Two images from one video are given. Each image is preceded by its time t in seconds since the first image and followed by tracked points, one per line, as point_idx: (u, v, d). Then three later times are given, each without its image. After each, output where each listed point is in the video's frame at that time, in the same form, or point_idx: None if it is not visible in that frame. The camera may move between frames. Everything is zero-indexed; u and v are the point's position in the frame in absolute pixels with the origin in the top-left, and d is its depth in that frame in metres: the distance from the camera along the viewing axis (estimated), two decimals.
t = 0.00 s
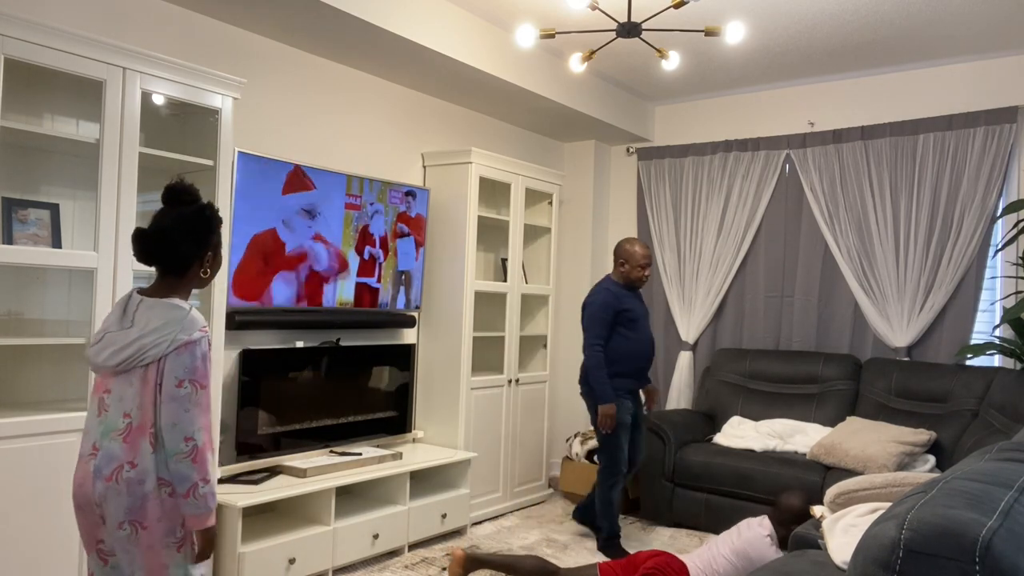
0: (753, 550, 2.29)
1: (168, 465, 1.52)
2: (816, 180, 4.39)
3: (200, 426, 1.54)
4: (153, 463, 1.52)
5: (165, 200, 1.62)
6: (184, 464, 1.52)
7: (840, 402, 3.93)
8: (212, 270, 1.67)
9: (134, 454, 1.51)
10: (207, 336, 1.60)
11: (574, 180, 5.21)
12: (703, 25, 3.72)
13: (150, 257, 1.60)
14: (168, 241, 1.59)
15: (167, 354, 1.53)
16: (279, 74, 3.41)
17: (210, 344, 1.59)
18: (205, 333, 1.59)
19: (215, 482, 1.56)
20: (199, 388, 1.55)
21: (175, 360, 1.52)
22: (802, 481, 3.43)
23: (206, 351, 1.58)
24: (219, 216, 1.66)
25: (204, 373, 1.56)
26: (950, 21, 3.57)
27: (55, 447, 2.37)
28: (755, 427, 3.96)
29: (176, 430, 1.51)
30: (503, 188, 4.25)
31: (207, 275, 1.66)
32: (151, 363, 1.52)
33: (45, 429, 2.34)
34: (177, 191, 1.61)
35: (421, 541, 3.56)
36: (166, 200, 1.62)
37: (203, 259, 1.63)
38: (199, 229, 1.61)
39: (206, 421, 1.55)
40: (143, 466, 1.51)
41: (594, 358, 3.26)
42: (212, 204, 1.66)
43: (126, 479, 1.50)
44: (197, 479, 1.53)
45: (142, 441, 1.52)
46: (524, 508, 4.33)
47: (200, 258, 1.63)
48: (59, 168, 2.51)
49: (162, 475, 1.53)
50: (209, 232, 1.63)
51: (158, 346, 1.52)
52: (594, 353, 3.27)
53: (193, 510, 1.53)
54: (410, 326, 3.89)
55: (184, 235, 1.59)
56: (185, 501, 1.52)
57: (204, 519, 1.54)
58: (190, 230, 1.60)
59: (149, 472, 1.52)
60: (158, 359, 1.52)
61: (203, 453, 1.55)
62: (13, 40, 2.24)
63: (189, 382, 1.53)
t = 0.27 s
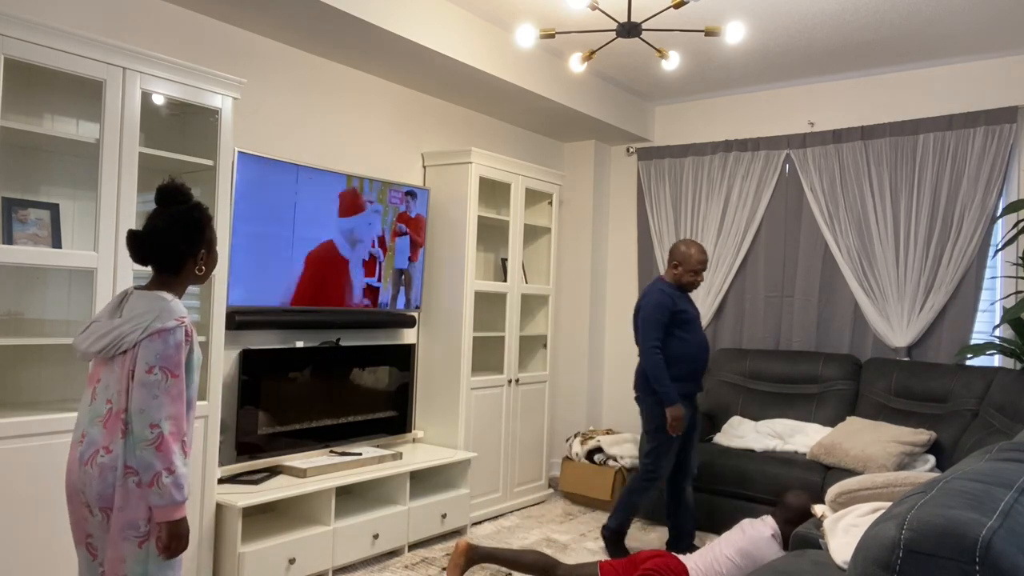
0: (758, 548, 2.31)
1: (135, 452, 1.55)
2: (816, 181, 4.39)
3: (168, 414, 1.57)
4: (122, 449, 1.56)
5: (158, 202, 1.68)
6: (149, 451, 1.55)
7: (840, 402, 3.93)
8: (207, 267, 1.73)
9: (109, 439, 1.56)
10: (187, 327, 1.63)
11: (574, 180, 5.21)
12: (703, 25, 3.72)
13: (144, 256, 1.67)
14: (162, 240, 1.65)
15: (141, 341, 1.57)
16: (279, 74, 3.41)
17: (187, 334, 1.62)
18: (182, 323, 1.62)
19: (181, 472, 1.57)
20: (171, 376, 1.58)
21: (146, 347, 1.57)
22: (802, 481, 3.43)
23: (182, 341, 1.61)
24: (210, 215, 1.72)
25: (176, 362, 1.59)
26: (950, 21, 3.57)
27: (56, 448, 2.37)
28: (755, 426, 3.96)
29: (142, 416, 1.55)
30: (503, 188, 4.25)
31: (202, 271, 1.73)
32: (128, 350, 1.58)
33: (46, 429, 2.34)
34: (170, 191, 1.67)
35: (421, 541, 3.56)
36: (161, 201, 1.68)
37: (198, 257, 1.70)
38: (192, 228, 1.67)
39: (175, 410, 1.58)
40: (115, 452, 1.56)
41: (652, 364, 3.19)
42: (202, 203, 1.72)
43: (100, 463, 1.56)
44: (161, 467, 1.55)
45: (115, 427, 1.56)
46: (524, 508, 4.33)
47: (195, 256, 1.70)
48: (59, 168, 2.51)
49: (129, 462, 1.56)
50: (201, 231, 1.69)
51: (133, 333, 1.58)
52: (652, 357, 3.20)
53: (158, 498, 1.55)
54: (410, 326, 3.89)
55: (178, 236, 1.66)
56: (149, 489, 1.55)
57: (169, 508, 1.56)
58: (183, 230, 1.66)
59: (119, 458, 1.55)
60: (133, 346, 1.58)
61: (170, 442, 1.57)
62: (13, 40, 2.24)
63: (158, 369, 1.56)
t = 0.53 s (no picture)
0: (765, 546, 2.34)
1: (139, 448, 1.55)
2: (816, 180, 4.39)
3: (170, 409, 1.56)
4: (123, 447, 1.56)
5: (155, 203, 1.68)
6: (155, 446, 1.55)
7: (840, 402, 3.93)
8: (206, 266, 1.73)
9: (104, 438, 1.57)
10: (187, 322, 1.63)
11: (574, 180, 5.21)
12: (703, 25, 3.72)
13: (144, 257, 1.66)
14: (160, 240, 1.65)
15: (141, 338, 1.58)
16: (280, 74, 3.41)
17: (187, 329, 1.62)
18: (181, 317, 1.62)
19: (188, 466, 1.57)
20: (172, 372, 1.58)
21: (147, 342, 1.57)
22: (802, 481, 3.43)
23: (182, 336, 1.61)
24: (206, 213, 1.72)
25: (177, 357, 1.59)
26: (950, 21, 3.57)
27: (56, 447, 2.37)
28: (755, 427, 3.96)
29: (144, 412, 1.55)
30: (503, 188, 4.25)
31: (201, 270, 1.73)
32: (129, 347, 1.59)
33: (46, 429, 2.34)
34: (163, 192, 1.68)
35: (421, 541, 3.56)
36: (157, 202, 1.69)
37: (196, 256, 1.70)
38: (188, 227, 1.67)
39: (178, 404, 1.58)
40: (115, 449, 1.56)
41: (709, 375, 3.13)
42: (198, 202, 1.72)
43: (96, 462, 1.56)
44: (167, 462, 1.55)
45: (114, 425, 1.57)
46: (524, 508, 4.33)
47: (193, 255, 1.70)
48: (59, 168, 2.51)
49: (133, 459, 1.56)
50: (198, 230, 1.69)
51: (133, 330, 1.58)
52: (708, 367, 3.13)
53: (166, 492, 1.55)
54: (410, 326, 3.89)
55: (175, 235, 1.66)
56: (156, 483, 1.55)
57: (178, 501, 1.56)
58: (179, 229, 1.66)
59: (121, 455, 1.56)
60: (133, 343, 1.58)
61: (173, 436, 1.57)
62: (13, 40, 2.24)
63: (159, 364, 1.56)
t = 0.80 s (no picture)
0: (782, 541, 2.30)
1: (164, 458, 1.56)
2: (816, 181, 4.39)
3: (190, 419, 1.56)
4: (151, 456, 1.57)
5: (171, 203, 1.68)
6: (173, 456, 1.55)
7: (840, 402, 3.93)
8: (219, 268, 1.73)
9: (144, 447, 1.57)
10: (207, 330, 1.62)
11: (574, 180, 5.21)
12: (704, 25, 3.72)
13: (157, 256, 1.66)
14: (174, 240, 1.65)
15: (162, 347, 1.57)
16: (280, 75, 3.41)
17: (207, 336, 1.61)
18: (201, 326, 1.61)
19: (204, 476, 1.57)
20: (191, 381, 1.57)
21: (168, 352, 1.57)
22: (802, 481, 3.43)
23: (202, 344, 1.60)
24: (222, 215, 1.72)
25: (197, 366, 1.58)
26: (951, 21, 3.57)
27: (56, 447, 2.37)
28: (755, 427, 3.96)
29: (166, 422, 1.55)
30: (503, 188, 4.25)
31: (214, 272, 1.73)
32: (150, 356, 1.58)
33: (46, 429, 2.34)
34: (180, 193, 1.68)
35: (421, 541, 3.56)
36: (174, 202, 1.69)
37: (210, 257, 1.69)
38: (204, 228, 1.67)
39: (197, 414, 1.57)
40: (145, 459, 1.57)
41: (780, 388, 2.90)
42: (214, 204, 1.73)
43: (139, 471, 1.57)
44: (184, 472, 1.55)
45: (144, 434, 1.57)
46: (524, 508, 4.33)
47: (207, 257, 1.70)
48: (59, 168, 2.51)
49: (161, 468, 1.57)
50: (214, 231, 1.69)
51: (153, 340, 1.57)
52: (777, 374, 2.91)
53: (180, 503, 1.55)
54: (410, 326, 3.89)
55: (190, 235, 1.66)
56: (175, 494, 1.55)
57: (191, 512, 1.56)
58: (195, 230, 1.66)
59: (150, 465, 1.57)
60: (154, 352, 1.58)
61: (194, 446, 1.57)
62: (13, 40, 2.24)
63: (179, 374, 1.56)
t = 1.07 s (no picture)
0: (782, 541, 2.30)
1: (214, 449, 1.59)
2: (816, 181, 4.39)
3: (236, 409, 1.61)
4: (191, 452, 1.58)
5: (181, 200, 1.69)
6: (230, 446, 1.59)
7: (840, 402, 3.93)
8: (226, 267, 1.74)
9: (171, 446, 1.58)
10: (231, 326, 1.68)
11: (574, 180, 5.21)
12: (703, 25, 3.72)
13: (167, 253, 1.66)
14: (186, 238, 1.65)
15: (198, 344, 1.60)
16: (280, 75, 3.41)
17: (235, 332, 1.67)
18: (229, 322, 1.67)
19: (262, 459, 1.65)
20: (230, 374, 1.62)
21: (206, 349, 1.60)
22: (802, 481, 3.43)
23: (232, 340, 1.66)
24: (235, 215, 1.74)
25: (233, 359, 1.64)
26: (951, 21, 3.57)
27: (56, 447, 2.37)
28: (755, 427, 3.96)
29: (213, 415, 1.58)
30: (503, 188, 4.25)
31: (222, 271, 1.74)
32: (182, 354, 1.60)
33: (46, 429, 2.34)
34: (193, 191, 1.69)
35: (421, 541, 3.56)
36: (186, 201, 1.69)
37: (220, 256, 1.71)
38: (216, 227, 1.69)
39: (240, 405, 1.63)
40: (180, 455, 1.58)
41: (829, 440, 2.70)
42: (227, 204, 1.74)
43: (165, 470, 1.57)
44: (245, 459, 1.61)
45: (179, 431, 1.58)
46: (524, 508, 4.33)
47: (216, 256, 1.70)
48: (59, 168, 2.51)
49: (203, 461, 1.60)
50: (225, 231, 1.71)
51: (189, 337, 1.59)
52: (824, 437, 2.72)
53: (249, 486, 1.61)
54: (410, 326, 3.89)
55: (202, 234, 1.66)
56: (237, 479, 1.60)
57: (259, 491, 1.62)
58: (208, 229, 1.67)
59: (187, 460, 1.58)
60: (188, 350, 1.59)
61: (244, 435, 1.62)
62: (13, 40, 2.24)
63: (221, 368, 1.60)
